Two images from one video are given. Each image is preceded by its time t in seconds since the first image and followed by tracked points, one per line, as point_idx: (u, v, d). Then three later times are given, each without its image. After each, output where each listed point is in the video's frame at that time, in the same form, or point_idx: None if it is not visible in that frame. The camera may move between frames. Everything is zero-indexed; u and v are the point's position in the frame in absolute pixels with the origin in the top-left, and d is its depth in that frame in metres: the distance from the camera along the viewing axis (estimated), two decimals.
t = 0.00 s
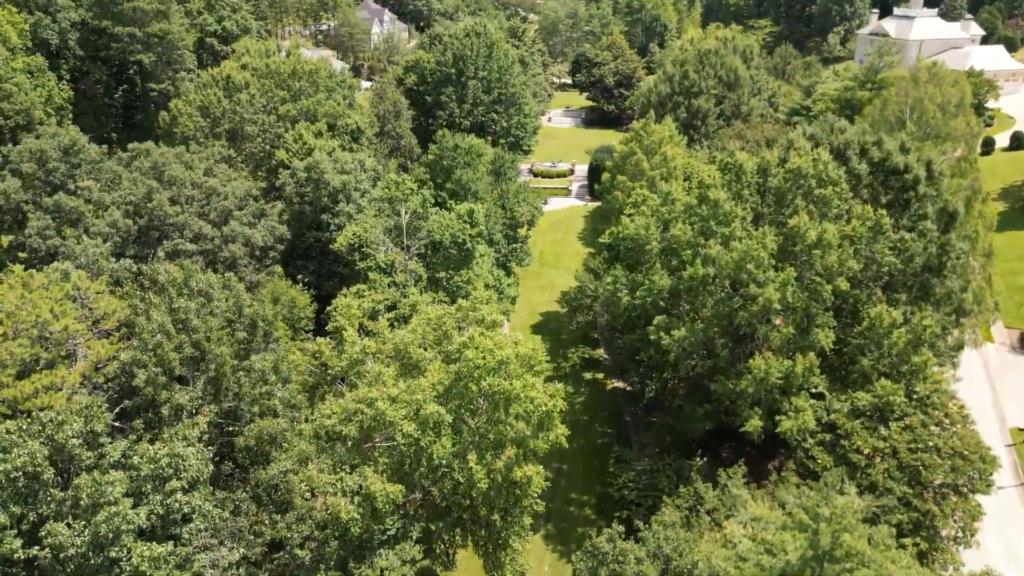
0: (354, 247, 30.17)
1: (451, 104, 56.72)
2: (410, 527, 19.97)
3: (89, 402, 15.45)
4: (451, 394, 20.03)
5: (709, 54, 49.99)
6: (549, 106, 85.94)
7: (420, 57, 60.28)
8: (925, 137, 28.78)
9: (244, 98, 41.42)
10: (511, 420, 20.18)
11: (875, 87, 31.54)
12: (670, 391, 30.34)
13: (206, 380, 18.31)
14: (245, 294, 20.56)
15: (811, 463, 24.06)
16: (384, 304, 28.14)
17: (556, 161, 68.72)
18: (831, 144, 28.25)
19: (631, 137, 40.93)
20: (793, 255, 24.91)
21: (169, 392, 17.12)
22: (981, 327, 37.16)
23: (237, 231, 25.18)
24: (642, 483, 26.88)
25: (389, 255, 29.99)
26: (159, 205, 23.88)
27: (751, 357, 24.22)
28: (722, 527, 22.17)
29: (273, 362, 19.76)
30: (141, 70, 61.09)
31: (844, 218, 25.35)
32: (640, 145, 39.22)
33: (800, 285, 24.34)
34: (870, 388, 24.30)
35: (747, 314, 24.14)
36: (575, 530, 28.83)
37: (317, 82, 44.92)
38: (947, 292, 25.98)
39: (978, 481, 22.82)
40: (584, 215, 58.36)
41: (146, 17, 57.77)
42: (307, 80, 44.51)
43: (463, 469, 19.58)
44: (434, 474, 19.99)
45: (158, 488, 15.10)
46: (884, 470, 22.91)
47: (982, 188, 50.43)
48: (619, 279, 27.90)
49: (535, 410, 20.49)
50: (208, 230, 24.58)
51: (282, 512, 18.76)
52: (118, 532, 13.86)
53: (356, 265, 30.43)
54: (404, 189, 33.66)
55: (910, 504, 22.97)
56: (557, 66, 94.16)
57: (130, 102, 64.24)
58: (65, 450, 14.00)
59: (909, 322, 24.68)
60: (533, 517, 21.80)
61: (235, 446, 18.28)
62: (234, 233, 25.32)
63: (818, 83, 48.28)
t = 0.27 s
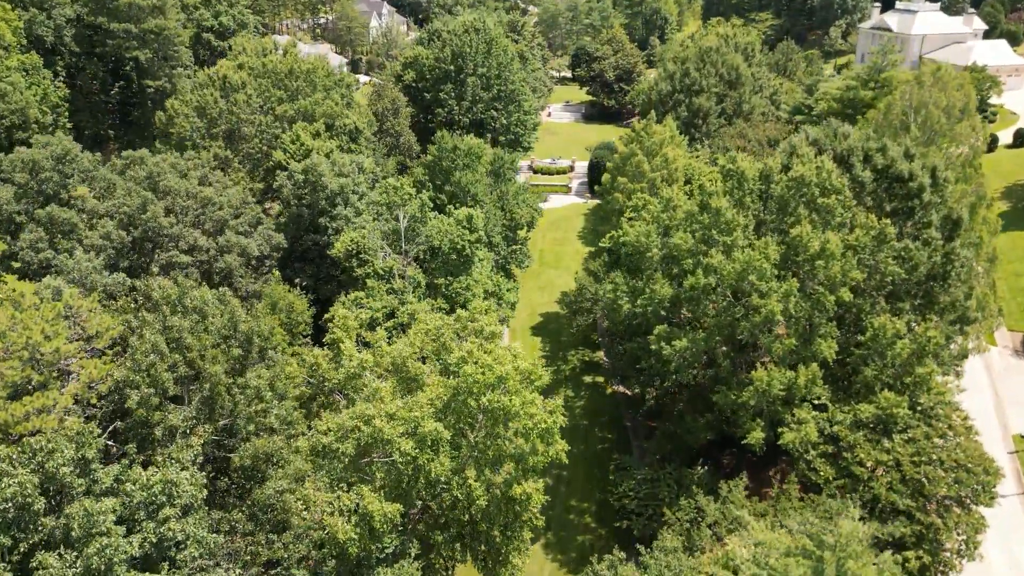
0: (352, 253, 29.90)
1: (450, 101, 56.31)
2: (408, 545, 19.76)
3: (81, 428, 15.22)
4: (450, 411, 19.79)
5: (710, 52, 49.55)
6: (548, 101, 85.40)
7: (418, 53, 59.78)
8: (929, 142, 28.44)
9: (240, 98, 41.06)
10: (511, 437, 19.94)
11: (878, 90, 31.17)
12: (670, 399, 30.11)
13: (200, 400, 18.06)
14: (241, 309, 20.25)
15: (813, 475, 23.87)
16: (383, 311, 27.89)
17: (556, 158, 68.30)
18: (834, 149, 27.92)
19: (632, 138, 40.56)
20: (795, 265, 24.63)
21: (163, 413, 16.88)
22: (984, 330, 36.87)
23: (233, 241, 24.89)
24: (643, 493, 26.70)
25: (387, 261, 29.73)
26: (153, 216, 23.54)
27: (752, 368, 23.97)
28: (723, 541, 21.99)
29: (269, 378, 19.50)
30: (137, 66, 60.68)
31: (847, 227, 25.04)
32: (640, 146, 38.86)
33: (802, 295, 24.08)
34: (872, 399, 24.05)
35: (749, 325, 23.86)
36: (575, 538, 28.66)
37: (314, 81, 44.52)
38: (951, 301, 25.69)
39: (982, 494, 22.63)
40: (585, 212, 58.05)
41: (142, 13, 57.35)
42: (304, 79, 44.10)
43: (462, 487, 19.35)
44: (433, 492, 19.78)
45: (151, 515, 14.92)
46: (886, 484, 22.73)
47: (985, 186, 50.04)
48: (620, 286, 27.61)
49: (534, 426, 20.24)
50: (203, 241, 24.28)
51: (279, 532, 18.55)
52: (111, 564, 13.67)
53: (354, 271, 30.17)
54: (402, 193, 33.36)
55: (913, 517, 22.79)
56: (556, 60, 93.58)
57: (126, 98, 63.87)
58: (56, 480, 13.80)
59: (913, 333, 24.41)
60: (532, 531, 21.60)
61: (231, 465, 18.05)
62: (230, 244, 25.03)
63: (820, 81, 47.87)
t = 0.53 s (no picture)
0: (350, 259, 29.62)
1: (449, 98, 55.96)
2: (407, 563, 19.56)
3: (73, 453, 14.99)
4: (448, 428, 19.57)
5: (712, 50, 49.15)
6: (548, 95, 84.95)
7: (417, 50, 59.36)
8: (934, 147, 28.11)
9: (237, 98, 40.74)
10: (510, 453, 19.74)
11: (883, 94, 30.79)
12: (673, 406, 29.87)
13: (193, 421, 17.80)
14: (236, 325, 20.00)
15: (815, 487, 23.65)
16: (381, 319, 27.67)
17: (556, 154, 67.94)
18: (837, 155, 27.60)
19: (632, 139, 40.21)
20: (798, 274, 24.35)
21: (156, 436, 16.64)
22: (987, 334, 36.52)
23: (229, 252, 24.76)
24: (643, 502, 26.49)
25: (385, 268, 29.61)
26: (148, 228, 23.26)
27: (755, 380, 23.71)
28: (724, 555, 21.79)
29: (263, 396, 19.22)
30: (134, 63, 60.38)
31: (851, 236, 24.71)
32: (641, 147, 38.53)
33: (805, 306, 23.81)
34: (876, 411, 23.79)
35: (751, 336, 23.60)
36: (575, 546, 28.48)
37: (312, 81, 44.17)
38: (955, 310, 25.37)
39: (986, 507, 22.42)
40: (585, 210, 57.77)
41: (138, 9, 57.09)
42: (301, 79, 43.74)
43: (461, 505, 19.12)
44: (431, 510, 19.53)
45: (145, 542, 14.77)
46: (890, 497, 22.51)
47: (989, 185, 49.68)
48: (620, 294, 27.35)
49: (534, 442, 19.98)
50: (198, 252, 24.01)
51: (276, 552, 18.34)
52: None
53: (352, 277, 29.91)
54: (401, 197, 33.01)
55: (916, 531, 22.58)
56: (556, 54, 93.09)
57: (123, 95, 63.62)
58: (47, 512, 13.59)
59: (917, 342, 24.13)
60: (532, 547, 21.38)
61: (226, 485, 17.83)
62: (225, 254, 24.78)
63: (822, 79, 47.49)
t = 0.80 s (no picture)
0: (347, 266, 29.35)
1: (448, 96, 55.61)
2: None
3: (66, 477, 14.80)
4: (446, 443, 19.37)
5: (713, 47, 48.75)
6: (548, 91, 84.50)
7: (416, 47, 58.95)
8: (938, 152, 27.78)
9: (234, 99, 40.43)
10: (508, 468, 19.54)
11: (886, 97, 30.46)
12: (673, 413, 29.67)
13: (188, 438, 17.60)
14: (232, 340, 19.80)
15: (817, 498, 23.46)
16: (379, 327, 27.44)
17: (556, 151, 67.58)
18: (840, 160, 27.30)
19: (633, 140, 39.88)
20: (800, 283, 24.09)
21: (150, 455, 16.45)
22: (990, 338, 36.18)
23: (223, 262, 24.66)
24: (643, 511, 26.32)
25: (383, 274, 29.51)
26: (143, 238, 23.05)
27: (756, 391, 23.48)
28: (725, 568, 21.61)
29: (259, 411, 19.01)
30: (131, 60, 60.08)
31: (854, 244, 24.45)
32: (641, 149, 38.21)
33: (807, 315, 23.56)
34: (878, 421, 23.57)
35: (753, 346, 23.36)
36: (575, 554, 28.33)
37: (309, 80, 43.82)
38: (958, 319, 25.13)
39: (988, 519, 22.24)
40: (585, 209, 57.49)
41: (135, 6, 56.72)
42: (299, 78, 43.39)
43: (459, 521, 18.92)
44: (429, 526, 19.33)
45: (139, 567, 14.60)
46: (892, 509, 22.30)
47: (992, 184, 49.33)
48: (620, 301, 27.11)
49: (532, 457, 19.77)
50: (194, 262, 23.80)
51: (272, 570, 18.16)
52: None
53: (350, 283, 29.66)
54: (399, 200, 32.73)
55: (918, 543, 22.40)
56: (556, 49, 92.59)
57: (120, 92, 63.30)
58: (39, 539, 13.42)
59: (919, 352, 23.89)
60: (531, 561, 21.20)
61: (222, 504, 17.64)
62: (222, 264, 24.55)
63: (824, 78, 47.10)
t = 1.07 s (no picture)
0: (345, 273, 29.03)
1: (447, 93, 55.20)
2: None
3: (58, 506, 14.55)
4: (444, 461, 19.14)
5: (714, 46, 48.30)
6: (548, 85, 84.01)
7: (414, 43, 58.49)
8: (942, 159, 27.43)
9: (231, 100, 40.06)
10: (507, 486, 19.31)
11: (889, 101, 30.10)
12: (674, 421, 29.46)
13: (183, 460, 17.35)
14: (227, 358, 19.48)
15: (819, 510, 23.26)
16: (377, 335, 27.19)
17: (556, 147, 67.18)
18: (843, 166, 26.95)
19: (633, 141, 39.53)
20: (803, 293, 23.79)
21: (144, 479, 16.22)
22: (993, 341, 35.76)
23: (219, 274, 24.25)
24: (644, 522, 26.12)
25: (382, 281, 29.26)
26: (137, 252, 22.63)
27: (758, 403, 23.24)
28: None
29: (255, 430, 18.75)
30: (128, 57, 59.74)
31: (857, 254, 24.14)
32: (641, 150, 37.82)
33: (809, 327, 23.28)
34: (881, 434, 23.34)
35: (755, 358, 23.10)
36: (575, 563, 28.17)
37: (307, 80, 43.43)
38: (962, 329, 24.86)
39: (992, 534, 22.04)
40: (585, 207, 57.18)
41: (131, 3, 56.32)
42: (296, 78, 43.01)
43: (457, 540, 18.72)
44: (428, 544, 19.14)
45: None
46: (895, 523, 22.10)
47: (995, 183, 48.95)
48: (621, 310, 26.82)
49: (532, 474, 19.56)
50: (190, 275, 23.39)
51: None
52: None
53: (347, 291, 29.39)
54: (398, 205, 32.41)
55: (921, 557, 22.20)
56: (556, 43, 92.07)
57: (117, 88, 62.95)
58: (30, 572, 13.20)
59: (923, 364, 23.63)
60: None
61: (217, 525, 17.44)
62: (217, 276, 24.20)
63: (826, 77, 46.69)
